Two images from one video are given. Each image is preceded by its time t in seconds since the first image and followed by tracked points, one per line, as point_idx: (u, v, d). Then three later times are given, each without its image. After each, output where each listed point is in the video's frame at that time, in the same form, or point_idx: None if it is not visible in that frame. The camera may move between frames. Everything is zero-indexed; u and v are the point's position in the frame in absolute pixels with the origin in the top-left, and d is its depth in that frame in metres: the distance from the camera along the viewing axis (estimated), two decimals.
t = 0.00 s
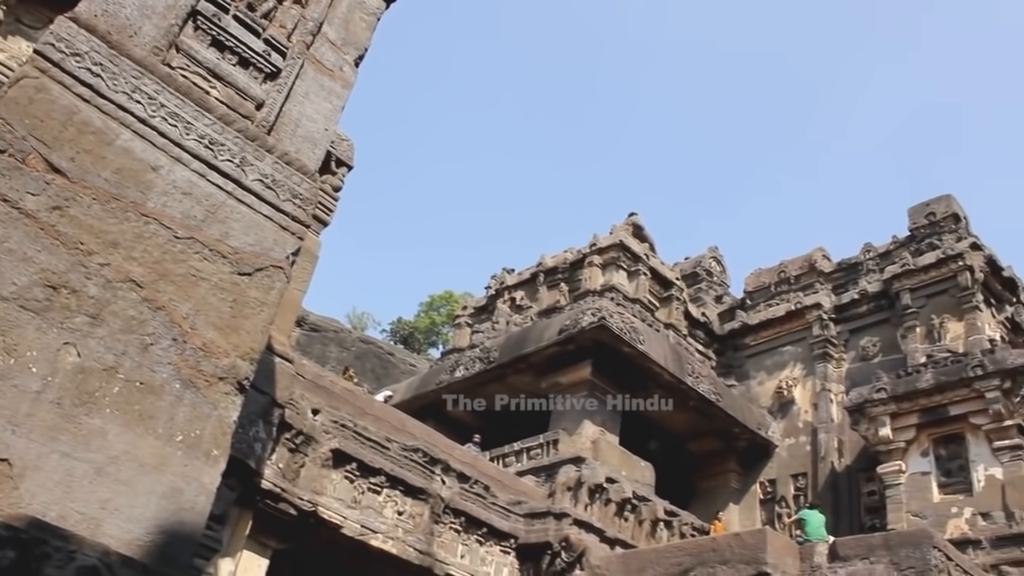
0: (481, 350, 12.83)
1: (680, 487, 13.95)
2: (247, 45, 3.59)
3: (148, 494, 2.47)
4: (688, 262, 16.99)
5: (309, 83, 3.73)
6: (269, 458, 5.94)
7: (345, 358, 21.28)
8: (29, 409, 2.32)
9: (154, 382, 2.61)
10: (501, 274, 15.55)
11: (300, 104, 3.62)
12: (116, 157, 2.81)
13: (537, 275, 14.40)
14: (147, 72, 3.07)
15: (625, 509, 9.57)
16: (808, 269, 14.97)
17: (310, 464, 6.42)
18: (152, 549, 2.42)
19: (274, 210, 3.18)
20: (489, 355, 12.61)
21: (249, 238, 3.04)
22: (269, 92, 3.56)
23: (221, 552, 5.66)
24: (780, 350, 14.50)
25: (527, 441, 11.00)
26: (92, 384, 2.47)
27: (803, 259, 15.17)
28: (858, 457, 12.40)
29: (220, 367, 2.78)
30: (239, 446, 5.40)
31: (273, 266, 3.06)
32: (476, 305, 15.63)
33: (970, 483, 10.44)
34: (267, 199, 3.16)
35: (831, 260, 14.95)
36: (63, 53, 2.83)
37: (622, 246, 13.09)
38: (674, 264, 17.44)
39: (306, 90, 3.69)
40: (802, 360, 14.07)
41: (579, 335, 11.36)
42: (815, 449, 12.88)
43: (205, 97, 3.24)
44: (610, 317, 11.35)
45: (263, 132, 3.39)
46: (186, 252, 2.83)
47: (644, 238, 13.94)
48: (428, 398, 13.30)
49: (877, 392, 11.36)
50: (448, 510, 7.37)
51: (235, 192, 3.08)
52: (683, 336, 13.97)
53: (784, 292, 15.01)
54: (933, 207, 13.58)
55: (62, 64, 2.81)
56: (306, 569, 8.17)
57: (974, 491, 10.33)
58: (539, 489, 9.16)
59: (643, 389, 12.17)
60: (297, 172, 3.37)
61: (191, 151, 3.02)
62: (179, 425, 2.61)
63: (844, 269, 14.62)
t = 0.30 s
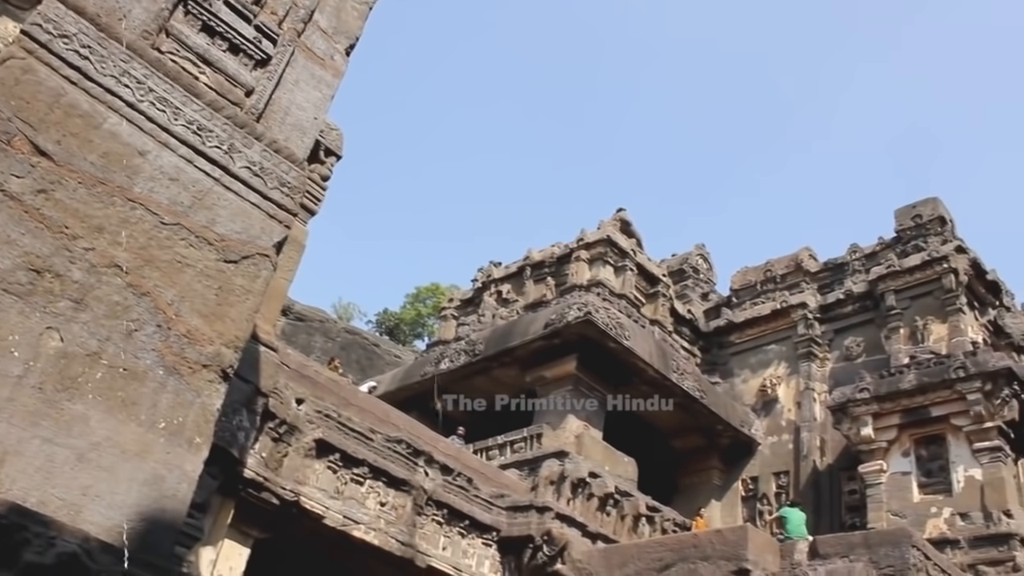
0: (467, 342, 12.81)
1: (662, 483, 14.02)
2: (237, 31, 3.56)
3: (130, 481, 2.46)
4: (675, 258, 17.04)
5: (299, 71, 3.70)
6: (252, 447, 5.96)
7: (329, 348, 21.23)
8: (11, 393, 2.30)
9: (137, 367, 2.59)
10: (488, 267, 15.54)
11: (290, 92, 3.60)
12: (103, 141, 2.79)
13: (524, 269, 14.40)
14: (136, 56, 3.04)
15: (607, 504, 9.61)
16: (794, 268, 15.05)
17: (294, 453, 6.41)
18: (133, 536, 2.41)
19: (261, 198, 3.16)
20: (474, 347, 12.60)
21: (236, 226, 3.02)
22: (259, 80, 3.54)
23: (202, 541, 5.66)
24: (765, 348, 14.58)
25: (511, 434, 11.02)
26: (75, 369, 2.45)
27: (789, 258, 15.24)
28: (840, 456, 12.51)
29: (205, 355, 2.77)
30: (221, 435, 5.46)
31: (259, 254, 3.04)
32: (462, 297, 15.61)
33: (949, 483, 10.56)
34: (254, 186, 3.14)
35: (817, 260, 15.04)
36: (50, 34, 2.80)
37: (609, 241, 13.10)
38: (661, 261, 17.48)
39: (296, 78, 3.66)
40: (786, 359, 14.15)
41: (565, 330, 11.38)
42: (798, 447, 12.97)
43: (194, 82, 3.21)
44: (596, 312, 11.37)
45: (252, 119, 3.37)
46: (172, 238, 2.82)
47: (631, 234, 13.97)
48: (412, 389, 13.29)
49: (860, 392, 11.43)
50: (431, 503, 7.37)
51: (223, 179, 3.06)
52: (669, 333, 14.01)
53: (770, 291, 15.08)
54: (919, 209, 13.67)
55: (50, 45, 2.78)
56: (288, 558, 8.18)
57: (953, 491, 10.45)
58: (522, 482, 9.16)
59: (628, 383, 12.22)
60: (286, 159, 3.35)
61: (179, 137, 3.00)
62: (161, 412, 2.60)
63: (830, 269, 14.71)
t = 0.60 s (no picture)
0: (451, 335, 12.81)
1: (645, 478, 14.10)
2: (224, 19, 3.54)
3: (111, 470, 2.45)
4: (661, 255, 17.09)
5: (286, 60, 3.68)
6: (235, 437, 5.94)
7: (314, 339, 21.15)
8: None
9: (120, 356, 2.58)
10: (474, 260, 15.52)
11: (277, 81, 3.58)
12: (87, 128, 2.77)
13: (509, 262, 14.41)
14: (122, 43, 3.02)
15: (590, 499, 9.65)
16: (779, 266, 15.14)
17: (276, 444, 6.41)
18: (114, 526, 2.41)
19: (247, 187, 3.14)
20: (458, 341, 12.59)
21: (221, 215, 3.01)
22: (246, 69, 3.52)
23: (183, 530, 5.68)
24: (748, 345, 14.66)
25: (494, 428, 11.03)
26: (56, 357, 2.44)
27: (774, 256, 15.32)
28: (822, 453, 12.63)
29: (188, 344, 2.76)
30: (203, 424, 5.45)
31: (244, 244, 3.04)
32: (447, 290, 15.59)
33: (929, 482, 10.67)
34: (240, 175, 3.13)
35: (802, 258, 15.14)
36: (35, 19, 2.77)
37: (595, 237, 13.13)
38: (647, 256, 17.52)
39: (283, 68, 3.64)
40: (769, 356, 14.24)
41: (550, 324, 11.39)
42: (780, 444, 13.07)
43: (181, 70, 3.19)
44: (581, 307, 11.39)
45: (239, 108, 3.35)
46: (157, 227, 2.80)
47: (618, 230, 14.00)
48: (396, 382, 13.28)
49: (843, 390, 11.51)
50: (413, 495, 7.38)
51: (209, 168, 3.05)
52: (654, 329, 14.06)
53: (755, 289, 15.15)
54: (904, 209, 13.79)
55: (34, 30, 2.75)
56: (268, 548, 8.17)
57: (933, 490, 10.57)
58: (505, 476, 9.17)
59: (611, 378, 12.26)
60: (272, 149, 3.33)
61: (165, 125, 2.98)
62: (144, 402, 2.59)
63: (815, 268, 14.82)
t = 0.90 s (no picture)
0: (439, 326, 12.81)
1: (631, 470, 14.17)
2: (214, 7, 3.52)
3: (96, 458, 2.45)
4: (649, 248, 17.13)
5: (276, 49, 3.66)
6: (221, 426, 5.94)
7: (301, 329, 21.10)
8: None
9: (106, 344, 2.58)
10: (463, 251, 15.51)
11: (267, 69, 3.56)
12: (74, 114, 2.75)
13: (498, 254, 14.41)
14: (110, 28, 3.00)
15: (575, 490, 9.69)
16: (767, 261, 15.21)
17: (263, 433, 6.41)
18: (99, 513, 2.41)
19: (235, 175, 3.13)
20: (446, 331, 12.59)
21: (209, 203, 3.00)
22: (235, 57, 3.50)
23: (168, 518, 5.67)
24: (736, 339, 14.73)
25: (481, 419, 11.06)
26: (41, 343, 2.43)
27: (763, 251, 15.38)
28: (807, 447, 12.72)
29: (175, 332, 2.76)
30: (190, 413, 5.44)
31: (232, 233, 3.03)
32: (436, 281, 15.58)
33: (912, 477, 10.78)
34: (229, 163, 3.12)
35: (790, 253, 15.21)
36: (22, 3, 2.75)
37: (584, 229, 13.14)
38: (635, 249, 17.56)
39: (273, 56, 3.62)
40: (756, 350, 14.32)
41: (538, 316, 11.40)
42: (766, 438, 13.17)
43: (169, 56, 3.17)
44: (569, 299, 11.41)
45: (228, 96, 3.33)
46: (144, 214, 2.79)
47: (607, 222, 14.02)
48: (383, 372, 13.29)
49: (829, 384, 11.58)
50: (399, 485, 7.40)
51: (197, 155, 3.04)
52: (641, 321, 14.10)
53: (743, 283, 15.21)
54: (892, 206, 13.88)
55: (21, 14, 2.73)
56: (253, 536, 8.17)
57: (916, 485, 10.68)
58: (491, 467, 9.19)
59: (598, 371, 12.28)
60: (261, 138, 3.32)
61: (153, 112, 2.97)
62: (129, 389, 2.59)
63: (803, 263, 14.90)
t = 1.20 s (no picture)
0: (426, 313, 12.79)
1: (616, 459, 14.22)
2: None
3: (81, 442, 2.44)
4: (638, 237, 17.16)
5: (265, 33, 3.63)
6: (207, 411, 5.93)
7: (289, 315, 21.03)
8: None
9: (91, 328, 2.57)
10: (451, 238, 15.49)
11: (255, 54, 3.54)
12: (60, 96, 2.73)
13: (486, 241, 14.40)
14: (96, 10, 2.97)
15: (561, 478, 9.73)
16: (755, 251, 15.27)
17: (249, 419, 6.40)
18: (83, 497, 2.41)
19: (223, 160, 3.11)
20: (434, 318, 12.57)
21: (196, 188, 2.98)
22: (224, 40, 3.48)
23: (154, 502, 5.67)
24: (723, 329, 14.80)
25: (467, 406, 11.08)
26: (26, 327, 2.42)
27: (751, 242, 15.43)
28: (792, 437, 12.82)
29: (161, 317, 2.75)
30: (176, 398, 5.43)
31: (219, 218, 3.01)
32: (424, 268, 15.55)
33: (896, 468, 10.89)
34: (216, 148, 3.10)
35: (778, 244, 15.27)
36: None
37: (572, 218, 13.15)
38: (624, 238, 17.60)
39: (261, 40, 3.60)
40: (743, 341, 14.40)
41: (525, 304, 11.41)
42: (751, 428, 13.26)
43: (157, 39, 3.14)
44: (557, 287, 11.42)
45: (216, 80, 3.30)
46: (131, 198, 2.78)
47: (595, 211, 14.03)
48: (370, 359, 13.29)
49: (814, 375, 11.67)
50: (385, 472, 7.41)
51: (184, 139, 3.02)
52: (629, 311, 14.14)
53: (731, 273, 15.26)
54: (880, 198, 13.95)
55: None
56: (238, 522, 8.17)
57: (899, 475, 10.79)
58: (477, 454, 9.22)
59: (585, 359, 12.31)
60: (249, 122, 3.30)
61: (140, 95, 2.94)
62: (115, 373, 2.58)
63: (790, 254, 14.98)
